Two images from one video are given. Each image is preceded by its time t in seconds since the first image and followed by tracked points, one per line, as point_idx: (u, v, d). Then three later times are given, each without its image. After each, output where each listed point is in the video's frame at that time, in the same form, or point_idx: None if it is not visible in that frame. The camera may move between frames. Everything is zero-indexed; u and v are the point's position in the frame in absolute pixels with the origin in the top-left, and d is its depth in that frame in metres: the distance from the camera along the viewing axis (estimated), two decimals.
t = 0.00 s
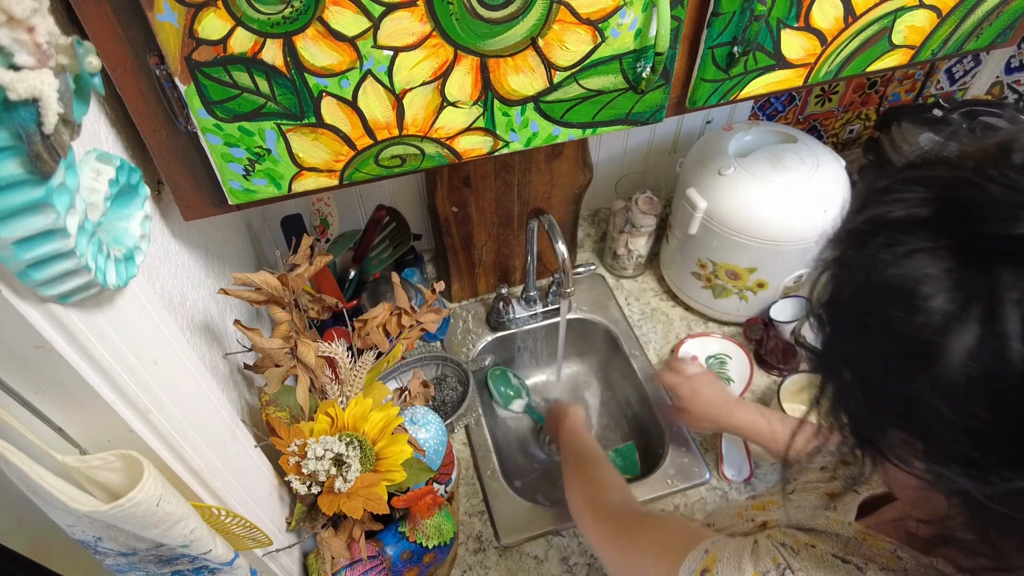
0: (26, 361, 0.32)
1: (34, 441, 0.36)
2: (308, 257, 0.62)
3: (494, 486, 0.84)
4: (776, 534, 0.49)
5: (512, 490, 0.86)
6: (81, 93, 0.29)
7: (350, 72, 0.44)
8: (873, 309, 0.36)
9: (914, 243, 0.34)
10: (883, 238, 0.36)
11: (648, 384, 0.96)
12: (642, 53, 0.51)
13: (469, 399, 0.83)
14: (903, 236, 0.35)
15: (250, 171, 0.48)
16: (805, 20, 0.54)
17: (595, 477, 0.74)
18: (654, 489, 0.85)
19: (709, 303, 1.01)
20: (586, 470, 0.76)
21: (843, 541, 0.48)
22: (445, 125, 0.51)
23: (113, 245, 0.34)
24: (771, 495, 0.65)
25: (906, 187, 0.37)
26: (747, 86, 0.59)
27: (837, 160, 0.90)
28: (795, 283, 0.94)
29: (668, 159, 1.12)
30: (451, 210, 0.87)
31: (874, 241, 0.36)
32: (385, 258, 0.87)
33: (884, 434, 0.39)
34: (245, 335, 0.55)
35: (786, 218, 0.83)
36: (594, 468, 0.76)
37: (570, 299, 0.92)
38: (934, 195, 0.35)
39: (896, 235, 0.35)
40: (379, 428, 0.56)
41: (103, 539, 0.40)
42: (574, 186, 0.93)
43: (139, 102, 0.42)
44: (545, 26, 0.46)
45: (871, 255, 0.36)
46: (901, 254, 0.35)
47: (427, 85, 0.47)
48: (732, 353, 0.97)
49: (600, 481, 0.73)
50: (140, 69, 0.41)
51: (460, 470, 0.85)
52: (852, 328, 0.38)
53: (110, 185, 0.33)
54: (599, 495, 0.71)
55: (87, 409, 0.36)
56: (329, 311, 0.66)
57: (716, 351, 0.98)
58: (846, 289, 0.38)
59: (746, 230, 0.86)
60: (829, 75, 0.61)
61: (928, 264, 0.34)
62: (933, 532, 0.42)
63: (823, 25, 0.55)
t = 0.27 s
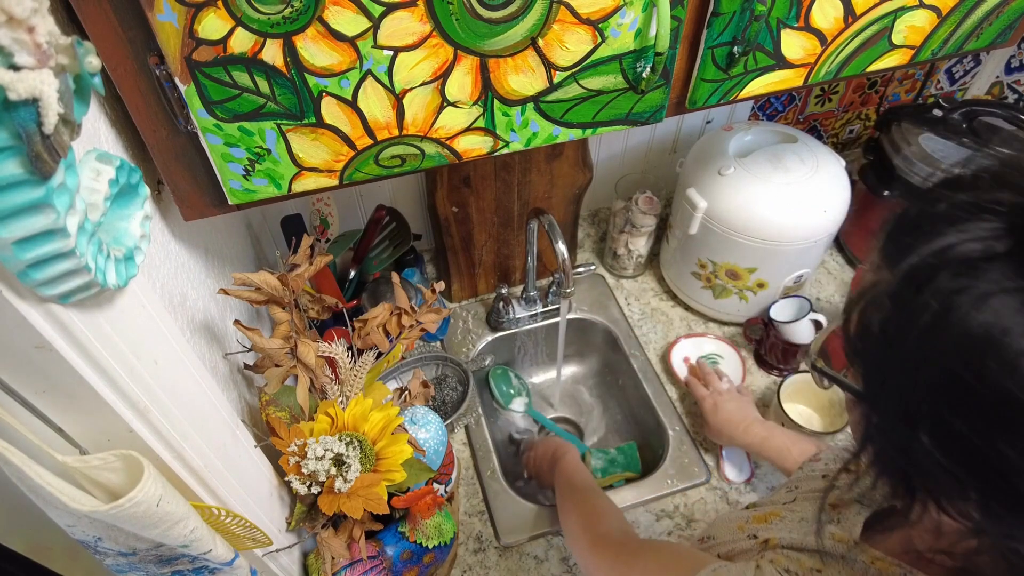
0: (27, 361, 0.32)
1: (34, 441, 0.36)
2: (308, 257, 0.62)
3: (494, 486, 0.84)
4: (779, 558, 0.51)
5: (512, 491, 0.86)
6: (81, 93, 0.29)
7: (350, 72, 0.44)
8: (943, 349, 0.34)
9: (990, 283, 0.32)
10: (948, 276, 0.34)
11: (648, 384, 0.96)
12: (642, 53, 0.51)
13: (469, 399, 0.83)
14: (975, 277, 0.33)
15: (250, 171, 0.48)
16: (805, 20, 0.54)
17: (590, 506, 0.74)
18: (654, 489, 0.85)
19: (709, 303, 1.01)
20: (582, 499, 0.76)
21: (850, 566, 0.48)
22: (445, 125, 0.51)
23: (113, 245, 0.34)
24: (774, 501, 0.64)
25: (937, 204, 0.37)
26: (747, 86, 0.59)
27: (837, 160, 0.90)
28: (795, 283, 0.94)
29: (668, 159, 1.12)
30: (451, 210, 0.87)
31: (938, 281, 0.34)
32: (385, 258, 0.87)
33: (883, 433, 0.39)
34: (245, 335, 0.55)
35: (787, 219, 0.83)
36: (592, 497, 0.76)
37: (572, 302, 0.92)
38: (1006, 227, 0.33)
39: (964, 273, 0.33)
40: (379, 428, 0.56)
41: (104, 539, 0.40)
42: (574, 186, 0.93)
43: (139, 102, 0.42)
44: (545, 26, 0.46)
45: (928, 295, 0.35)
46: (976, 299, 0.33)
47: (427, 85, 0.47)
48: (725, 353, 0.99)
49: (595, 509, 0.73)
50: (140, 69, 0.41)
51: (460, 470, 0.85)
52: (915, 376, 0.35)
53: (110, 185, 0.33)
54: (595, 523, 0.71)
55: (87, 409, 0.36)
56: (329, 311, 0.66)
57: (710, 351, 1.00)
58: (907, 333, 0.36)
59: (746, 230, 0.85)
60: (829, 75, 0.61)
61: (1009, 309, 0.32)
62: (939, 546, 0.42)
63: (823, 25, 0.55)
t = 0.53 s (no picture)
0: (27, 362, 0.32)
1: (34, 441, 0.36)
2: (308, 257, 0.62)
3: (494, 486, 0.84)
4: None
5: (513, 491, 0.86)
6: (81, 93, 0.29)
7: (350, 72, 0.44)
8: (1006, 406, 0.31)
9: None
10: (1011, 320, 0.31)
11: (649, 384, 0.96)
12: (642, 53, 0.51)
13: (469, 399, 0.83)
14: None
15: (250, 171, 0.48)
16: (804, 20, 0.54)
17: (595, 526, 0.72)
18: (654, 489, 0.85)
19: (710, 303, 1.01)
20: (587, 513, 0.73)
21: None
22: (445, 125, 0.51)
23: (113, 245, 0.34)
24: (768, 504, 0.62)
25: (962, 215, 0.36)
26: (747, 86, 0.59)
27: (837, 160, 0.90)
28: (795, 283, 0.94)
29: (667, 159, 1.12)
30: (451, 210, 0.87)
31: (1000, 324, 0.31)
32: (385, 258, 0.87)
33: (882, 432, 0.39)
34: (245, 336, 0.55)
35: (787, 219, 0.83)
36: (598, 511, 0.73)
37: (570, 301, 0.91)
38: None
39: None
40: (379, 427, 0.56)
41: (104, 539, 0.40)
42: (574, 186, 0.93)
43: (140, 102, 0.42)
44: (545, 26, 0.46)
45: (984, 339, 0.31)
46: None
47: (427, 85, 0.47)
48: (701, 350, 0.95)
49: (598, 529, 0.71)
50: (140, 69, 0.41)
51: (460, 470, 0.85)
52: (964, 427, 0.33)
53: (110, 185, 0.33)
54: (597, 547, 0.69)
55: (87, 409, 0.36)
56: (329, 311, 0.66)
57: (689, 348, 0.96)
58: (968, 388, 0.32)
59: (747, 231, 0.85)
60: (829, 75, 0.61)
61: None
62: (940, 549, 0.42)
63: (823, 25, 0.55)
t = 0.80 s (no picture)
0: (27, 362, 0.32)
1: (33, 440, 0.36)
2: (308, 257, 0.62)
3: (494, 486, 0.84)
4: None
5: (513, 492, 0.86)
6: (81, 93, 0.29)
7: (350, 72, 0.44)
8: None
9: None
10: None
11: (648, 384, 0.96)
12: (642, 53, 0.51)
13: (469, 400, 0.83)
14: None
15: (250, 171, 0.48)
16: (804, 20, 0.54)
17: (613, 522, 0.69)
18: (654, 489, 0.85)
19: (710, 304, 1.01)
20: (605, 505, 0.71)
21: None
22: (445, 125, 0.51)
23: (113, 245, 0.34)
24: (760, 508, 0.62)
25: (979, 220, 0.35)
26: (747, 86, 0.59)
27: (837, 160, 0.90)
28: (795, 283, 0.94)
29: (668, 159, 1.12)
30: (451, 210, 0.87)
31: None
32: (385, 258, 0.87)
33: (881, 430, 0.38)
34: (245, 335, 0.55)
35: (788, 219, 0.83)
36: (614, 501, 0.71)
37: (571, 297, 0.92)
38: None
39: None
40: (379, 427, 0.56)
41: (103, 539, 0.40)
42: (573, 186, 0.93)
43: (139, 102, 0.42)
44: (545, 26, 0.46)
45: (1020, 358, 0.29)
46: None
47: (427, 85, 0.47)
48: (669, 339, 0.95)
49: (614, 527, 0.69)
50: (140, 69, 0.41)
51: (460, 470, 0.85)
52: (990, 446, 0.30)
53: (110, 185, 0.33)
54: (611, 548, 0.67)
55: (87, 409, 0.36)
56: (329, 311, 0.66)
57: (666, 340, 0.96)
58: (1009, 412, 0.29)
59: (747, 231, 0.85)
60: (828, 75, 0.61)
61: None
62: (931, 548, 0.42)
63: (823, 25, 0.55)
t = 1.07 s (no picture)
0: (27, 362, 0.32)
1: (33, 440, 0.36)
2: (307, 257, 0.62)
3: (494, 486, 0.84)
4: (777, 565, 0.48)
5: (513, 492, 0.86)
6: (81, 93, 0.29)
7: (350, 72, 0.44)
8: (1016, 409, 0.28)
9: None
10: None
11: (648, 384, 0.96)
12: (642, 53, 0.51)
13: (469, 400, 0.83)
14: None
15: (250, 171, 0.48)
16: (804, 20, 0.54)
17: (589, 490, 0.70)
18: (654, 489, 0.84)
19: (710, 304, 1.01)
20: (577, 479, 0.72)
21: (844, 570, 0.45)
22: (445, 125, 0.51)
23: (113, 245, 0.34)
24: (757, 506, 0.63)
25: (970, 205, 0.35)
26: (747, 86, 0.59)
27: (837, 160, 0.90)
28: (795, 283, 0.94)
29: (668, 159, 1.12)
30: (450, 210, 0.87)
31: None
32: (385, 258, 0.87)
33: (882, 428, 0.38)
34: (245, 336, 0.55)
35: (788, 218, 0.83)
36: (587, 475, 0.73)
37: (571, 297, 0.92)
38: None
39: None
40: (379, 427, 0.56)
41: (103, 539, 0.40)
42: (573, 186, 0.93)
43: (139, 102, 0.42)
44: (545, 26, 0.46)
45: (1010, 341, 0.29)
46: None
47: (427, 85, 0.47)
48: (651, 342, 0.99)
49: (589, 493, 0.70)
50: (139, 69, 0.41)
51: (460, 470, 0.85)
52: (986, 438, 0.30)
53: (110, 185, 0.33)
54: (591, 509, 0.68)
55: (87, 409, 0.36)
56: (329, 311, 0.66)
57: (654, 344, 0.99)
58: (998, 389, 0.29)
59: (746, 230, 0.85)
60: (828, 75, 0.61)
61: None
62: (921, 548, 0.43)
63: (823, 25, 0.55)
